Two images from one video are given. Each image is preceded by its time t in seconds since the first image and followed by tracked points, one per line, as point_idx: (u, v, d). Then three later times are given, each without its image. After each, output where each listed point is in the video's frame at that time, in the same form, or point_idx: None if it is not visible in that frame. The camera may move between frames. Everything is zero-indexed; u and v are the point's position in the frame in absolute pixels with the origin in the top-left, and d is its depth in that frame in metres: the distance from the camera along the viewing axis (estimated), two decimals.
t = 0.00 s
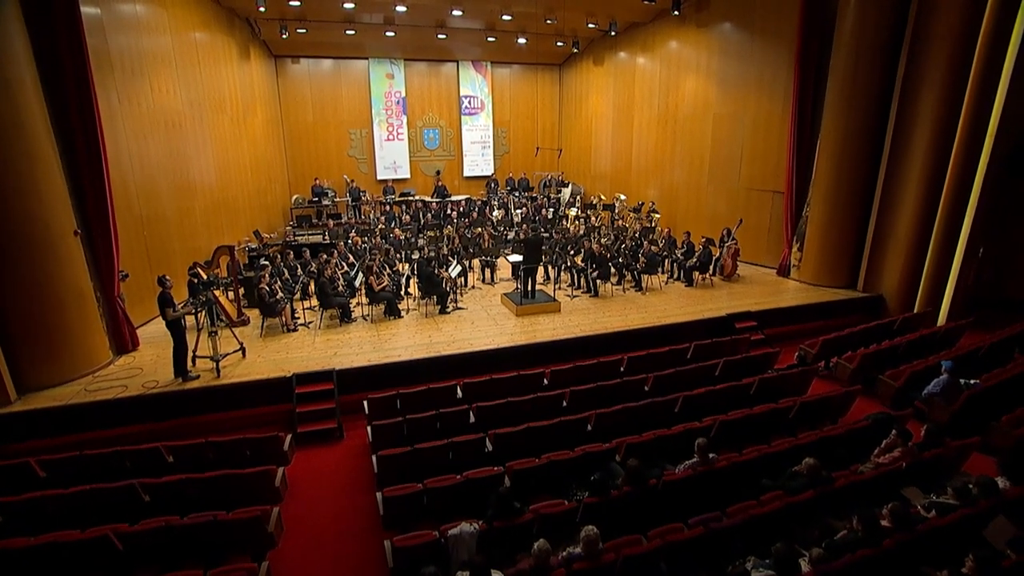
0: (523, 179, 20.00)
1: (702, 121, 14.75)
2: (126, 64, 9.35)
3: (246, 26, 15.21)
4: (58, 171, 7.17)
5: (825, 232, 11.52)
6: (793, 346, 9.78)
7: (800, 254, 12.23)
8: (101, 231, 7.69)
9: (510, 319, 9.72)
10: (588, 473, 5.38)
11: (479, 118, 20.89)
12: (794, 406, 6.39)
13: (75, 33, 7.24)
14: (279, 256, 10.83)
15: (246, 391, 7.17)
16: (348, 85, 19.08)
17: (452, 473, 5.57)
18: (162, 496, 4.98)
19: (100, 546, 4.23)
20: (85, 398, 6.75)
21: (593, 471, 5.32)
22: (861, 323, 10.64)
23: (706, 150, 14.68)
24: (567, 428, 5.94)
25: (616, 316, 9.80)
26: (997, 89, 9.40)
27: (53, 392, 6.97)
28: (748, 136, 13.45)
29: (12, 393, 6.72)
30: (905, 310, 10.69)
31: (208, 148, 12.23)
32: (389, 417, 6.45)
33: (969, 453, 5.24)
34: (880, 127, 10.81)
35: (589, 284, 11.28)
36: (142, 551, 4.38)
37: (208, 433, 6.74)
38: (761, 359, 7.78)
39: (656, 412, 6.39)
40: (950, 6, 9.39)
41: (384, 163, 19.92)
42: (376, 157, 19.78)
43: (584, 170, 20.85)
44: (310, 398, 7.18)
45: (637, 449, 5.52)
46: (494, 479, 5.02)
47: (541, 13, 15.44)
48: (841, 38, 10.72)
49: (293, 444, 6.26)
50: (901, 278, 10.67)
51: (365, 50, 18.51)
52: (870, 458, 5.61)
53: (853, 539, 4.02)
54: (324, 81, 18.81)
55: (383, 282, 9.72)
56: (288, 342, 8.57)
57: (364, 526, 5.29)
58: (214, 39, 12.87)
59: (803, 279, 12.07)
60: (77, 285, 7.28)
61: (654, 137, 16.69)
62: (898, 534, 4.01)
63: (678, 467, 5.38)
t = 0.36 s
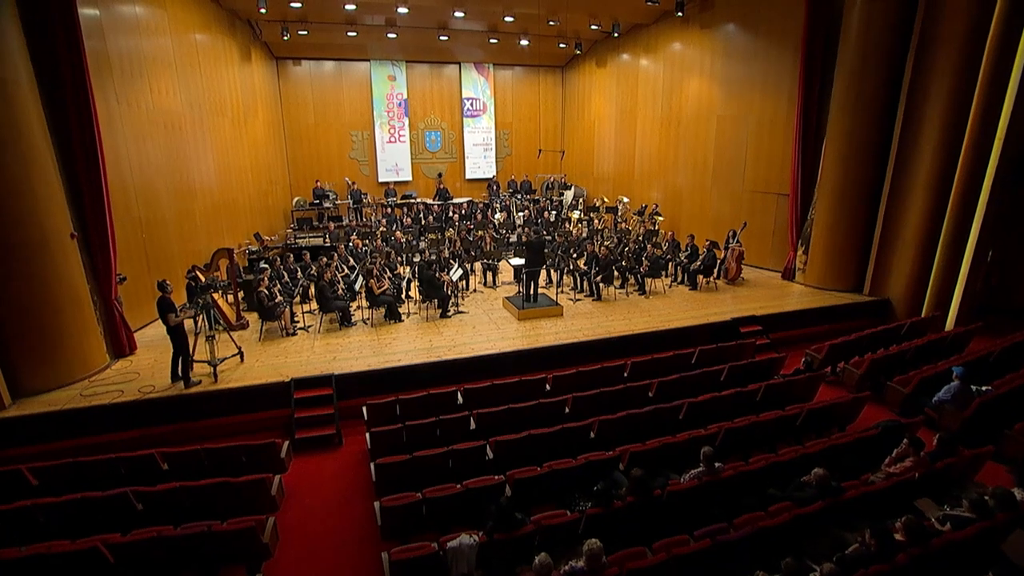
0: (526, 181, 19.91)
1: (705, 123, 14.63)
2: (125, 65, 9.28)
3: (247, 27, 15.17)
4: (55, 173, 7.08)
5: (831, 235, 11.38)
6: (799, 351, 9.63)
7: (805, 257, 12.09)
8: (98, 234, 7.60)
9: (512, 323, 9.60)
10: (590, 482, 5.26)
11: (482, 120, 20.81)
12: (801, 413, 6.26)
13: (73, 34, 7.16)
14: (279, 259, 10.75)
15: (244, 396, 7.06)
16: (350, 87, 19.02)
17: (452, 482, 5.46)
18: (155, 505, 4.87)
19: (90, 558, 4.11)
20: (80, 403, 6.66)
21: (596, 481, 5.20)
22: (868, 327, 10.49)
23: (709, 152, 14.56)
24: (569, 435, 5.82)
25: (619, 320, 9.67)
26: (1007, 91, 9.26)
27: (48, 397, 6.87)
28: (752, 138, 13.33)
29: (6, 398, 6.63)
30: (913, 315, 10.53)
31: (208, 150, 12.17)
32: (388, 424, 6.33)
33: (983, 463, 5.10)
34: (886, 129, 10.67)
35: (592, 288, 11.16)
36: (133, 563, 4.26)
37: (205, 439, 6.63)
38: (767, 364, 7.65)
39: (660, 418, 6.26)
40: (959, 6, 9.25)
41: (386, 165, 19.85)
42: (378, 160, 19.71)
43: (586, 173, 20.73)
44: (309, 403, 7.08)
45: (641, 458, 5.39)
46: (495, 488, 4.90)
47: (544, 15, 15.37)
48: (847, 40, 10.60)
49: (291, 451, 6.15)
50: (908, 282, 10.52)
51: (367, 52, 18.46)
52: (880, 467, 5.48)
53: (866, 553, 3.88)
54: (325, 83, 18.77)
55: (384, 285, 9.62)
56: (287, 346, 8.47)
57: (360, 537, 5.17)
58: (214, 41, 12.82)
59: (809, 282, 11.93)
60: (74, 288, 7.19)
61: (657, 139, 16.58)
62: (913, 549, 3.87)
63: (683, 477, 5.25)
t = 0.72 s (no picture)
0: (528, 183, 19.80)
1: (709, 125, 14.51)
2: (124, 67, 9.19)
3: (248, 29, 15.11)
4: (50, 175, 6.99)
5: (836, 238, 11.25)
6: (805, 355, 9.50)
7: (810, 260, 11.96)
8: (94, 236, 7.50)
9: (514, 327, 9.48)
10: (593, 492, 5.13)
11: (483, 122, 20.72)
12: (809, 420, 6.13)
13: (69, 34, 7.07)
14: (279, 262, 10.66)
15: (241, 402, 6.96)
16: (351, 89, 18.95)
17: (452, 491, 5.34)
18: (148, 514, 4.76)
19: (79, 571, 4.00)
20: (74, 408, 6.56)
21: (599, 490, 5.08)
22: (874, 331, 10.35)
23: (713, 155, 14.44)
24: (571, 443, 5.70)
25: (622, 324, 9.55)
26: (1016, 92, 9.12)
27: (42, 402, 6.76)
28: (756, 140, 13.21)
29: None
30: (919, 319, 10.39)
31: (208, 152, 12.09)
32: (387, 431, 6.20)
33: (996, 473, 4.97)
34: (893, 131, 10.54)
35: (595, 292, 11.03)
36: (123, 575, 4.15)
37: (201, 446, 6.52)
38: (772, 370, 7.52)
39: (664, 425, 6.14)
40: (967, 5, 9.11)
41: (387, 167, 19.77)
42: (379, 162, 19.63)
43: (589, 175, 20.62)
44: (307, 409, 6.97)
45: (644, 467, 5.27)
46: (495, 498, 4.78)
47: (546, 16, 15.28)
48: (853, 40, 10.48)
49: (288, 457, 6.04)
50: (914, 285, 10.38)
51: (369, 53, 18.40)
52: (890, 477, 5.34)
53: (879, 568, 3.74)
54: (326, 85, 18.71)
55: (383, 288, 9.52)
56: (286, 350, 8.37)
57: (356, 548, 5.03)
58: (215, 43, 12.75)
59: (814, 286, 11.81)
60: (70, 291, 7.10)
61: (660, 141, 16.47)
62: (928, 564, 3.73)
63: (688, 487, 5.13)
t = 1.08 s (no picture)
0: (530, 185, 19.71)
1: (712, 127, 14.40)
2: (122, 67, 9.10)
3: (248, 30, 15.05)
4: (46, 178, 6.91)
5: (841, 241, 11.13)
6: (810, 360, 9.37)
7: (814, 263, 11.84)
8: (91, 239, 7.42)
9: (515, 330, 9.37)
10: (596, 501, 5.02)
11: (485, 124, 20.63)
12: (816, 427, 6.01)
13: (65, 36, 6.99)
14: (279, 265, 10.56)
15: (238, 407, 6.86)
16: (352, 91, 18.88)
17: (452, 500, 5.24)
18: (141, 524, 4.67)
19: None
20: (69, 414, 6.46)
21: (602, 499, 4.97)
22: (880, 335, 10.23)
23: (716, 157, 14.33)
24: (574, 450, 5.59)
25: (625, 328, 9.43)
26: None
27: (37, 407, 6.67)
28: (760, 142, 13.09)
29: None
30: (926, 323, 10.26)
31: (207, 154, 12.01)
32: (386, 438, 6.09)
33: (1010, 483, 4.84)
34: (899, 132, 10.42)
35: (597, 295, 10.92)
36: None
37: (197, 453, 6.42)
38: (777, 375, 7.40)
39: (668, 432, 6.03)
40: (974, 6, 9.00)
41: (388, 169, 19.70)
42: (380, 164, 19.56)
43: (591, 177, 20.51)
44: (305, 415, 6.86)
45: (648, 476, 5.15)
46: (496, 508, 4.67)
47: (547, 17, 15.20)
48: (858, 42, 10.38)
49: (285, 464, 5.95)
50: (921, 289, 10.25)
51: (370, 54, 18.33)
52: (901, 486, 5.21)
53: None
54: (327, 86, 18.65)
55: (384, 292, 9.41)
56: (285, 354, 8.27)
57: (353, 560, 4.91)
58: (215, 44, 12.68)
59: (819, 289, 11.68)
60: (66, 295, 7.01)
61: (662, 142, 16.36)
62: None
63: (693, 496, 5.01)
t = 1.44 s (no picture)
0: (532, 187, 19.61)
1: (715, 128, 14.29)
2: (121, 68, 9.01)
3: (248, 31, 15.00)
4: (42, 179, 6.83)
5: (847, 243, 11.00)
6: (815, 364, 9.26)
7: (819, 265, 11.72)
8: (87, 241, 7.33)
9: (517, 334, 9.26)
10: (600, 510, 4.90)
11: (487, 125, 20.55)
12: (823, 434, 5.88)
13: (62, 36, 6.90)
14: (278, 267, 10.47)
15: (235, 412, 6.77)
16: (354, 92, 18.81)
17: (452, 508, 5.13)
18: (135, 533, 4.57)
19: None
20: (64, 418, 6.36)
21: (606, 508, 4.85)
22: (886, 339, 10.09)
23: (719, 158, 14.21)
24: (577, 457, 5.47)
25: (628, 332, 9.31)
26: None
27: (32, 411, 6.58)
28: (764, 143, 12.97)
29: None
30: (933, 326, 10.13)
31: (207, 155, 11.93)
32: (385, 444, 5.99)
33: None
34: (905, 133, 10.29)
35: (600, 298, 10.81)
36: None
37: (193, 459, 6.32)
38: (783, 380, 7.28)
39: (673, 439, 5.92)
40: (982, 5, 8.89)
41: (389, 170, 19.62)
42: (381, 165, 19.48)
43: (593, 178, 20.41)
44: (303, 420, 6.75)
45: (653, 485, 5.03)
46: (497, 517, 4.56)
47: (550, 18, 15.12)
48: (864, 42, 10.27)
49: (282, 470, 5.85)
50: (927, 292, 10.12)
51: (371, 55, 18.27)
52: (912, 495, 5.09)
53: None
54: (328, 88, 18.58)
55: (384, 295, 9.31)
56: (284, 358, 8.17)
57: (350, 571, 4.79)
58: (215, 45, 12.62)
59: (823, 292, 11.56)
60: (62, 298, 6.92)
61: (665, 144, 16.25)
62: None
63: (699, 505, 4.90)
